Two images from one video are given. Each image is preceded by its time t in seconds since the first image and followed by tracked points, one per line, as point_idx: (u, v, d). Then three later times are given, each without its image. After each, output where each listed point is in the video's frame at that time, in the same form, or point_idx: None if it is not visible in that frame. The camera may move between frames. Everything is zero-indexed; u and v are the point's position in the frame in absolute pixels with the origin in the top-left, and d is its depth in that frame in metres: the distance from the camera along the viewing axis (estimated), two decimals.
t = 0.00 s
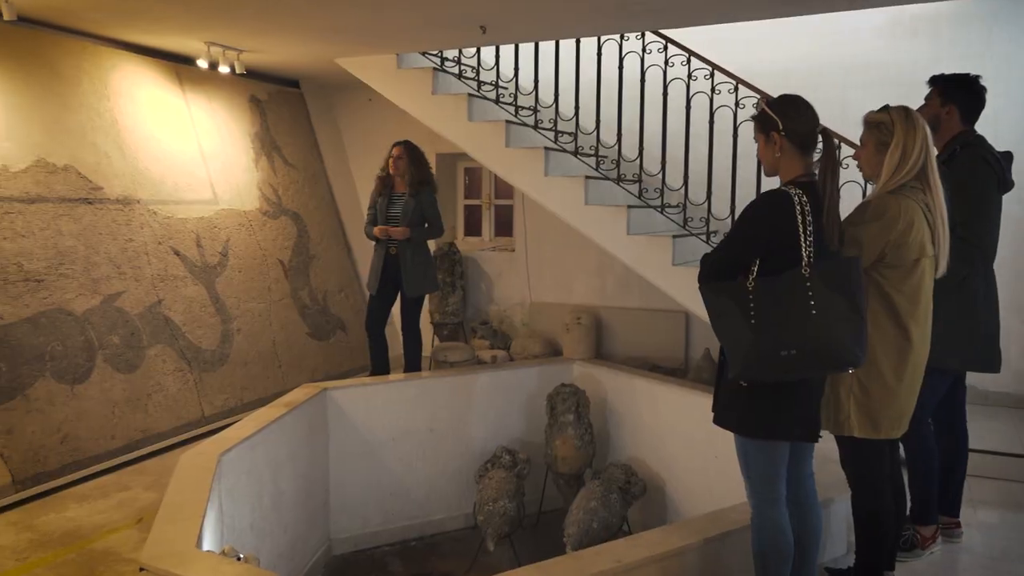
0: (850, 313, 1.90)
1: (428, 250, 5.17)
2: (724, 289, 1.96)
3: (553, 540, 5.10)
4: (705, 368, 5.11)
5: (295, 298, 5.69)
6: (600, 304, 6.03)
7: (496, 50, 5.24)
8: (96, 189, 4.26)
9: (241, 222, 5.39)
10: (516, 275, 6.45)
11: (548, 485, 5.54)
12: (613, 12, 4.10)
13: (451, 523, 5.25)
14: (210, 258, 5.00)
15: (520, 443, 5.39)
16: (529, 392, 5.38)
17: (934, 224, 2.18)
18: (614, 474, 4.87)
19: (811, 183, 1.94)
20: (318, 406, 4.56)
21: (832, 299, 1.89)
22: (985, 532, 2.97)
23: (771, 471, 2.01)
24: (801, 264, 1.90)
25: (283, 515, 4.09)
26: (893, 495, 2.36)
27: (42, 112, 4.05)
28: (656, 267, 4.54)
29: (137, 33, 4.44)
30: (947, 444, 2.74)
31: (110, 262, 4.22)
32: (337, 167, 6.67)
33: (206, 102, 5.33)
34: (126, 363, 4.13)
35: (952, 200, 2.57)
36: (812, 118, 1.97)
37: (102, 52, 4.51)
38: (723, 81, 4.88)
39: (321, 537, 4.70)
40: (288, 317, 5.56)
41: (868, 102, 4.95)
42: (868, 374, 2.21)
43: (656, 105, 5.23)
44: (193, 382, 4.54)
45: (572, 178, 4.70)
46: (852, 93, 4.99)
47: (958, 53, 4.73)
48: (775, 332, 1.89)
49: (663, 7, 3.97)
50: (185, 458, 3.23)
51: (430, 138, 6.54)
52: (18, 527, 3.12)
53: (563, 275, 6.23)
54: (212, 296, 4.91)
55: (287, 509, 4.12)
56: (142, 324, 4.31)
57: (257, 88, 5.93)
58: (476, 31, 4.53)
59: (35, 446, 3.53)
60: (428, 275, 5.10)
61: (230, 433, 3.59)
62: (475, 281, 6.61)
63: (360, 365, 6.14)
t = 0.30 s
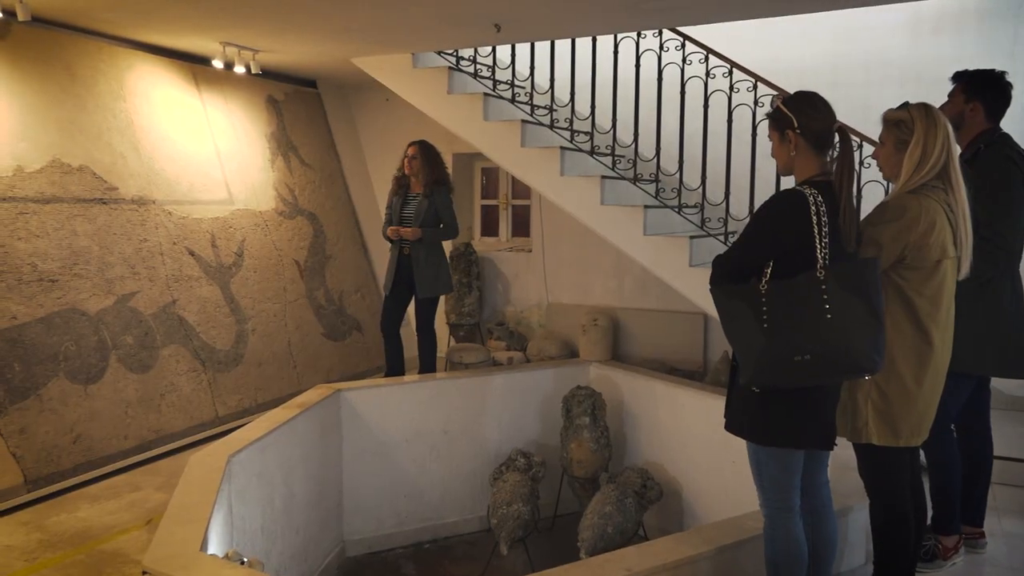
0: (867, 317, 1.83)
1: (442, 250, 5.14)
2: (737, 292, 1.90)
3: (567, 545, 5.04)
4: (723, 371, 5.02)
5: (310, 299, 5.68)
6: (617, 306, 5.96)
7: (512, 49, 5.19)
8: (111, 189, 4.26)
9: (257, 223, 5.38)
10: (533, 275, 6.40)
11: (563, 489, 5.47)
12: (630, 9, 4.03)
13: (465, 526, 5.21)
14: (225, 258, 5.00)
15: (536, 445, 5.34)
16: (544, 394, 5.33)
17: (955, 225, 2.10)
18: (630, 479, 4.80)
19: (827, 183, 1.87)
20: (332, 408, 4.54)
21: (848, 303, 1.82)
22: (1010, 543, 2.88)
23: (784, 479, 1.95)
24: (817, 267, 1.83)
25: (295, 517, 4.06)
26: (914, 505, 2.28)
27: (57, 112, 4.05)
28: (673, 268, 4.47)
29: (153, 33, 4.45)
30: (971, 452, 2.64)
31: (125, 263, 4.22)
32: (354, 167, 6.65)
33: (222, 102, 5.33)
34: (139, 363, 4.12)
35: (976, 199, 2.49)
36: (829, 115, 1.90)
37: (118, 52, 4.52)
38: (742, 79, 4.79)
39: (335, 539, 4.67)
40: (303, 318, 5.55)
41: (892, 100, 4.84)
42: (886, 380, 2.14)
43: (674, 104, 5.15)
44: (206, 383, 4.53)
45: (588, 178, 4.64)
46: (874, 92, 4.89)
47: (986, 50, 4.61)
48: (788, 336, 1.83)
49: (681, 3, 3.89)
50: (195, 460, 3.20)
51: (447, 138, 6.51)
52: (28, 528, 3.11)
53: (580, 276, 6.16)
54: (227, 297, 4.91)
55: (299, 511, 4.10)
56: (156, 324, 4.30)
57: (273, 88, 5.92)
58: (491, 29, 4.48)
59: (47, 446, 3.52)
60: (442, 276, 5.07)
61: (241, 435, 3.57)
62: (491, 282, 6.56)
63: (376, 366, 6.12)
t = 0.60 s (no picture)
0: (883, 321, 1.76)
1: (456, 250, 5.10)
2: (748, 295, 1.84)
3: (582, 550, 4.97)
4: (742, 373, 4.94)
5: (325, 299, 5.67)
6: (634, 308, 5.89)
7: (528, 47, 5.14)
8: (126, 189, 4.26)
9: (272, 223, 5.38)
10: (549, 276, 6.34)
11: (578, 492, 5.41)
12: (646, 6, 3.96)
13: (479, 529, 5.16)
14: (239, 258, 4.99)
15: (551, 448, 5.28)
16: (559, 397, 5.27)
17: (978, 225, 2.02)
18: (646, 483, 4.72)
19: (841, 182, 1.81)
20: (344, 409, 4.52)
21: (863, 307, 1.75)
22: None
23: (798, 487, 1.88)
24: (831, 269, 1.77)
25: (306, 519, 4.04)
26: (935, 515, 2.20)
27: (72, 113, 4.06)
28: (689, 269, 4.39)
29: (167, 34, 4.45)
30: (996, 460, 2.55)
31: (139, 263, 4.22)
32: (370, 167, 6.64)
33: (238, 103, 5.33)
34: (152, 363, 4.13)
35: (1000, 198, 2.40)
36: (844, 113, 1.84)
37: (134, 53, 4.53)
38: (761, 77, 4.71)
39: (347, 540, 4.65)
40: (318, 318, 5.54)
41: (916, 96, 4.74)
42: (905, 385, 2.06)
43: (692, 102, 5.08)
44: (220, 383, 4.53)
45: (604, 177, 4.58)
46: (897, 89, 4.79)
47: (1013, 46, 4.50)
48: (800, 340, 1.77)
49: None
50: (204, 461, 3.19)
51: (464, 138, 6.47)
52: (39, 528, 3.11)
53: (597, 277, 6.10)
54: (241, 297, 4.90)
55: (310, 513, 4.08)
56: (170, 324, 4.30)
57: (290, 88, 5.92)
58: (506, 27, 4.43)
59: (60, 446, 3.52)
60: (456, 276, 5.03)
61: (252, 436, 3.55)
62: (507, 283, 6.51)
63: (391, 367, 6.10)
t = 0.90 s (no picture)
0: (900, 326, 1.69)
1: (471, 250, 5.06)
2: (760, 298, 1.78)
3: (597, 554, 4.91)
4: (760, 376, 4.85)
5: (340, 300, 5.65)
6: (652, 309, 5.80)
7: (544, 45, 5.09)
8: (140, 190, 4.26)
9: (288, 223, 5.37)
10: (566, 277, 6.28)
11: (594, 495, 5.35)
12: (662, 3, 3.90)
13: (494, 532, 5.12)
14: (254, 258, 4.99)
15: (566, 451, 5.22)
16: (575, 399, 5.21)
17: (1001, 226, 1.95)
18: (662, 487, 4.65)
19: (857, 181, 1.75)
20: (357, 410, 4.49)
21: (879, 311, 1.68)
22: None
23: (811, 497, 1.82)
24: (846, 272, 1.70)
25: (318, 521, 4.02)
26: (956, 526, 2.12)
27: (87, 113, 4.06)
28: (706, 270, 4.32)
29: (182, 34, 4.44)
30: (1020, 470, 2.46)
31: (153, 263, 4.22)
32: (387, 167, 6.62)
33: (254, 103, 5.33)
34: (165, 364, 4.12)
35: None
36: (860, 110, 1.78)
37: (150, 54, 4.54)
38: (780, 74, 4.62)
39: (360, 542, 4.62)
40: (333, 319, 5.52)
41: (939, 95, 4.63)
42: (925, 391, 1.99)
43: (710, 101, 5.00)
44: (233, 383, 4.52)
45: (620, 177, 4.52)
46: (921, 87, 4.68)
47: None
48: (813, 345, 1.70)
49: None
50: (213, 462, 3.16)
51: (480, 138, 6.43)
52: (49, 528, 3.11)
53: (614, 278, 6.03)
54: (255, 297, 4.90)
55: (322, 515, 4.05)
56: (183, 325, 4.30)
57: (305, 88, 5.90)
58: (520, 25, 4.38)
59: (72, 446, 3.52)
60: (470, 277, 4.98)
61: (262, 437, 3.53)
62: (524, 284, 6.46)
63: (406, 368, 6.07)
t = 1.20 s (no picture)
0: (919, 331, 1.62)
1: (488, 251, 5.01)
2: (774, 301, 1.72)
3: (614, 559, 4.84)
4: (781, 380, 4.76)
5: (356, 300, 5.63)
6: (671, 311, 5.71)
7: (561, 44, 5.03)
8: (156, 190, 4.27)
9: (304, 223, 5.35)
10: (584, 278, 6.22)
11: (611, 499, 5.28)
12: None
13: (509, 536, 5.06)
14: (269, 259, 4.98)
15: (583, 454, 5.16)
16: (592, 401, 5.15)
17: None
18: (680, 492, 4.58)
19: (875, 180, 1.69)
20: (372, 412, 4.47)
21: (896, 315, 1.61)
22: None
23: (827, 507, 1.75)
24: (862, 275, 1.64)
25: (331, 523, 3.99)
26: (981, 539, 2.03)
27: (103, 114, 4.07)
28: (725, 271, 4.23)
29: (197, 34, 4.44)
30: None
31: (168, 263, 4.22)
32: (404, 167, 6.59)
33: (271, 103, 5.32)
34: (179, 364, 4.12)
35: None
36: (879, 107, 1.72)
37: (166, 55, 4.54)
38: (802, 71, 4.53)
39: (374, 544, 4.60)
40: (349, 319, 5.50)
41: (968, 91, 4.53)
42: (946, 397, 1.92)
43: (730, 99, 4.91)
44: (248, 384, 4.51)
45: (637, 177, 4.45)
46: (948, 83, 4.58)
47: None
48: (827, 351, 1.64)
49: None
50: (223, 464, 3.14)
51: (498, 138, 6.39)
52: (60, 528, 3.11)
53: (632, 279, 5.95)
54: (271, 298, 4.89)
55: (335, 517, 4.03)
56: (198, 325, 4.30)
57: (323, 88, 5.89)
58: (536, 23, 4.33)
59: (85, 447, 3.51)
60: (487, 277, 4.93)
61: (273, 439, 3.51)
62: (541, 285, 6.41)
63: (422, 369, 6.04)
